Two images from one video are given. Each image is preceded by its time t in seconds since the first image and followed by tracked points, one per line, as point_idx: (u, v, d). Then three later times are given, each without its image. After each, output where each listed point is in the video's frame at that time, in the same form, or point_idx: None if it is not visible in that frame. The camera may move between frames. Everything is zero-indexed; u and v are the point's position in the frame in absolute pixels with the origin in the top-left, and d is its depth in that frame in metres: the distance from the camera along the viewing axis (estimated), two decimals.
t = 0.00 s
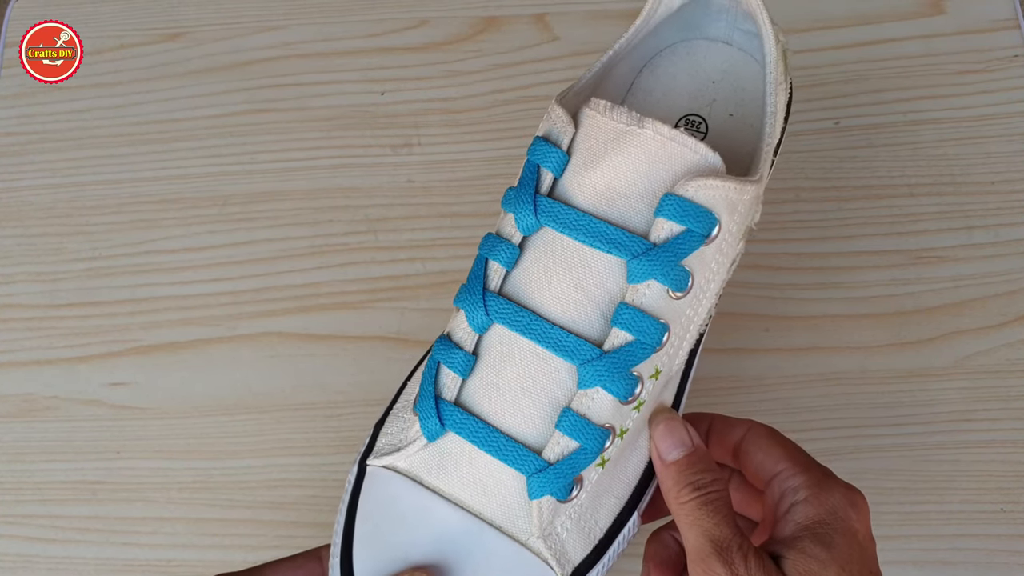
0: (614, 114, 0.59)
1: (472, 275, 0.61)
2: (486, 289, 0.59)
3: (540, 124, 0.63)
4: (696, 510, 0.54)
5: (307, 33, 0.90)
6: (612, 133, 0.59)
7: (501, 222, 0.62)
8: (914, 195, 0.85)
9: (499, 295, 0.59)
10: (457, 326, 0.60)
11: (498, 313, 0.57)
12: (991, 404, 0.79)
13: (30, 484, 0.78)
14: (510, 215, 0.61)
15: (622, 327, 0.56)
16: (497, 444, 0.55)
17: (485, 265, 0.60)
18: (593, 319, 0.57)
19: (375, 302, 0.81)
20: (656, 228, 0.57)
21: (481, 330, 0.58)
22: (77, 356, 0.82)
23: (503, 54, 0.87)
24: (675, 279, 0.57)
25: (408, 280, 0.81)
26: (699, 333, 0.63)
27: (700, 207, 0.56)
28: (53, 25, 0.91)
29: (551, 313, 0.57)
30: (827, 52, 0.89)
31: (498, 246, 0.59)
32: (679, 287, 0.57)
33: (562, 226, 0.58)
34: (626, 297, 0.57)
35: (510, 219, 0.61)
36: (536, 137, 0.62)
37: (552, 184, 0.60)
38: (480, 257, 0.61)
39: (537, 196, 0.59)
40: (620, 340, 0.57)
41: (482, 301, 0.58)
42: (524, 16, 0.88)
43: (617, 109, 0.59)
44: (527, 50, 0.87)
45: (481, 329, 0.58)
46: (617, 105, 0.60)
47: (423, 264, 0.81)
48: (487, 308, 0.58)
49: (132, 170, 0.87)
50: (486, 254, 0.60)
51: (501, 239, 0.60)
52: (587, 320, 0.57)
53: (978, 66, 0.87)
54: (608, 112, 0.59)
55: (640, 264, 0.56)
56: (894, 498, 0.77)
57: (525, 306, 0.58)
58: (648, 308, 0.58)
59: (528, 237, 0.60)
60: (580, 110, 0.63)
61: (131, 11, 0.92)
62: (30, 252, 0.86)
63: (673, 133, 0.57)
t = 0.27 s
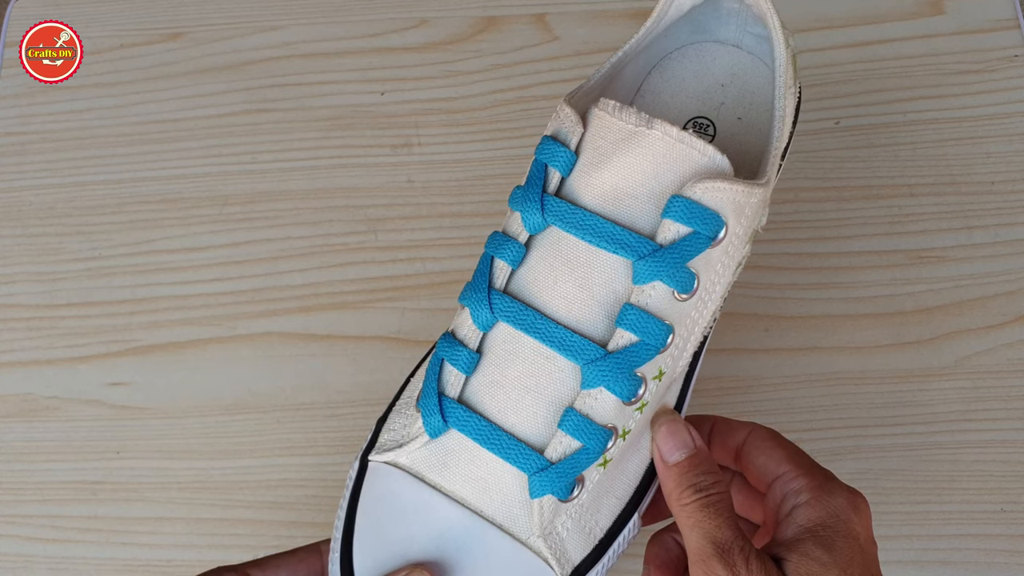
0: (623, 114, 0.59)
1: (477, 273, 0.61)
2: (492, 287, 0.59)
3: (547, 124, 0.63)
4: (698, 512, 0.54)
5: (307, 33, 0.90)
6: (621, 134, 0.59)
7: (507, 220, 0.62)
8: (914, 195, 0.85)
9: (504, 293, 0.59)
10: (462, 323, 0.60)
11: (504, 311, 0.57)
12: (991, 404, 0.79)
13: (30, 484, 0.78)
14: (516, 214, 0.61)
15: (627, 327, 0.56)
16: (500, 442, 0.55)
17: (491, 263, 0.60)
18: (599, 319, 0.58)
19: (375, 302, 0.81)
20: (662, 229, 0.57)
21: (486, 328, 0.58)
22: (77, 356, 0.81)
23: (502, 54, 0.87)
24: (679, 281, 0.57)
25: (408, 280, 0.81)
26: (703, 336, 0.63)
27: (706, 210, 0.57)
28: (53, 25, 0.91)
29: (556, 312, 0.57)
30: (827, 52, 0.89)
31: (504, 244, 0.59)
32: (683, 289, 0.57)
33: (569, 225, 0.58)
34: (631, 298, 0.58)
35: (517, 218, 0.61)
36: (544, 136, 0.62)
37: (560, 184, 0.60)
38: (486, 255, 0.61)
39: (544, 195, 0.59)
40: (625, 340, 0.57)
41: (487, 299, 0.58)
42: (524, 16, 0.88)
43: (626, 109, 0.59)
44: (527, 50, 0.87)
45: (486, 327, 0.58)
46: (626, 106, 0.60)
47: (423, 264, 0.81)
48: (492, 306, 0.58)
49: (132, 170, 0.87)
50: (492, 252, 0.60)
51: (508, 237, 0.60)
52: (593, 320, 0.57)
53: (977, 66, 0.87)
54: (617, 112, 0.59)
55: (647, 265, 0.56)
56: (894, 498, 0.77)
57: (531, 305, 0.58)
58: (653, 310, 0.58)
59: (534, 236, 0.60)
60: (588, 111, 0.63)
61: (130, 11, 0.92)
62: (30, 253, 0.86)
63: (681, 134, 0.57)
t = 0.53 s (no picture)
0: (630, 112, 0.59)
1: (482, 270, 0.61)
2: (498, 284, 0.59)
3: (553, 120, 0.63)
4: (701, 509, 0.54)
5: (307, 33, 0.90)
6: (628, 131, 0.59)
7: (511, 217, 0.62)
8: (914, 195, 0.85)
9: (510, 290, 0.59)
10: (467, 320, 0.59)
11: (510, 308, 0.57)
12: (991, 404, 0.79)
13: (30, 484, 0.78)
14: (522, 211, 0.61)
15: (633, 325, 0.56)
16: (505, 439, 0.55)
17: (497, 260, 0.60)
18: (605, 317, 0.58)
19: (375, 301, 0.81)
20: (668, 227, 0.57)
21: (492, 325, 0.58)
22: (77, 356, 0.81)
23: (502, 54, 0.87)
24: (685, 278, 0.57)
25: (408, 280, 0.81)
26: (707, 334, 0.63)
27: (712, 207, 0.57)
28: (53, 25, 0.91)
29: (563, 310, 0.57)
30: (826, 52, 0.89)
31: (510, 241, 0.59)
32: (689, 286, 0.57)
33: (574, 222, 0.58)
34: (636, 296, 0.58)
35: (522, 215, 0.60)
36: (550, 133, 0.62)
37: (565, 181, 0.60)
38: (492, 252, 0.61)
39: (550, 192, 0.59)
40: (630, 338, 0.57)
41: (493, 296, 0.58)
42: (524, 16, 0.88)
43: (633, 106, 0.59)
44: (526, 50, 0.87)
45: (491, 324, 0.58)
46: (633, 103, 0.60)
47: (423, 264, 0.81)
48: (498, 303, 0.58)
49: (132, 170, 0.87)
50: (498, 249, 0.60)
51: (513, 234, 0.60)
52: (599, 317, 0.57)
53: (977, 66, 0.87)
54: (624, 109, 0.59)
55: (652, 262, 0.56)
56: (894, 498, 0.77)
57: (537, 302, 0.58)
58: (658, 307, 0.58)
59: (540, 233, 0.60)
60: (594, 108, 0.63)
61: (131, 11, 0.92)
62: (30, 252, 0.86)
63: (688, 133, 0.57)
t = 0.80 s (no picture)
0: (620, 104, 0.59)
1: (478, 268, 0.61)
2: (493, 280, 0.59)
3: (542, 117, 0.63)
4: (705, 498, 0.54)
5: (307, 33, 0.90)
6: (619, 123, 0.59)
7: (505, 214, 0.62)
8: (914, 195, 0.85)
9: (507, 287, 0.59)
10: (464, 319, 0.59)
11: (507, 305, 0.57)
12: (991, 404, 0.79)
13: (30, 484, 0.78)
14: (515, 208, 0.60)
15: (632, 316, 0.56)
16: (509, 436, 0.55)
17: (492, 258, 0.60)
18: (602, 309, 0.58)
19: (375, 302, 0.81)
20: (663, 217, 0.57)
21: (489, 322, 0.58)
22: (77, 356, 0.81)
23: (502, 54, 0.87)
24: (682, 268, 0.57)
25: (408, 280, 0.81)
26: (704, 324, 0.63)
27: (706, 196, 0.57)
28: (53, 24, 0.90)
29: (559, 303, 0.57)
30: (826, 51, 0.89)
31: (504, 237, 0.59)
32: (686, 276, 0.57)
33: (569, 217, 0.58)
34: (634, 288, 0.58)
35: (516, 212, 0.60)
36: (540, 129, 0.62)
37: (558, 176, 0.60)
38: (486, 250, 0.61)
39: (543, 188, 0.59)
40: (629, 329, 0.57)
41: (490, 293, 0.58)
42: (524, 16, 0.88)
43: (623, 98, 0.59)
44: (527, 50, 0.87)
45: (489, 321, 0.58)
46: (622, 95, 0.60)
47: (423, 264, 0.81)
48: (494, 299, 0.58)
49: (132, 170, 0.87)
50: (492, 247, 0.59)
51: (508, 231, 0.60)
52: (597, 310, 0.57)
53: (977, 66, 0.87)
54: (614, 102, 0.59)
55: (649, 253, 0.56)
56: (894, 498, 0.77)
57: (534, 297, 0.58)
58: (656, 298, 0.58)
59: (534, 229, 0.60)
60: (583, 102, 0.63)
61: (131, 11, 0.92)
62: (30, 252, 0.86)
63: (679, 121, 0.57)
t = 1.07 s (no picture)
0: (604, 99, 0.59)
1: (473, 272, 0.61)
2: (489, 283, 0.59)
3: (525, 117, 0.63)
4: (707, 484, 0.55)
5: (307, 34, 0.90)
6: (604, 118, 0.59)
7: (495, 217, 0.62)
8: (914, 195, 0.85)
9: (504, 289, 0.58)
10: (463, 324, 0.59)
11: (507, 306, 0.57)
12: (991, 404, 0.79)
13: (30, 484, 0.78)
14: (506, 209, 0.60)
15: (631, 309, 0.57)
16: (518, 437, 0.55)
17: (486, 261, 0.60)
18: (601, 303, 0.58)
19: (375, 302, 0.81)
20: (655, 208, 0.57)
21: (488, 325, 0.58)
22: (77, 356, 0.81)
23: (502, 54, 0.87)
24: (679, 258, 0.57)
25: (408, 280, 0.81)
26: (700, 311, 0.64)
27: (696, 183, 0.57)
28: (53, 24, 0.90)
29: (556, 300, 0.57)
30: (826, 52, 0.89)
31: (497, 239, 0.59)
32: (683, 265, 0.58)
33: (562, 214, 0.58)
34: (632, 280, 0.58)
35: (507, 212, 0.60)
36: (525, 129, 0.61)
37: (547, 174, 0.60)
38: (480, 253, 0.60)
39: (534, 187, 0.59)
40: (631, 322, 0.57)
41: (488, 296, 0.58)
42: (524, 16, 0.88)
43: (607, 93, 0.59)
44: (527, 50, 0.87)
45: (488, 324, 0.58)
46: (605, 91, 0.60)
47: (423, 264, 0.81)
48: (493, 301, 0.58)
49: (132, 170, 0.87)
50: (486, 250, 0.59)
51: (501, 232, 0.60)
52: (595, 304, 0.57)
53: (977, 66, 0.87)
54: (598, 97, 0.59)
55: (645, 245, 0.56)
56: (894, 498, 0.77)
57: (532, 297, 0.58)
58: (655, 289, 0.58)
59: (527, 229, 0.59)
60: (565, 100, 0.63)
61: (130, 10, 0.92)
62: (30, 252, 0.86)
63: (665, 112, 0.58)
